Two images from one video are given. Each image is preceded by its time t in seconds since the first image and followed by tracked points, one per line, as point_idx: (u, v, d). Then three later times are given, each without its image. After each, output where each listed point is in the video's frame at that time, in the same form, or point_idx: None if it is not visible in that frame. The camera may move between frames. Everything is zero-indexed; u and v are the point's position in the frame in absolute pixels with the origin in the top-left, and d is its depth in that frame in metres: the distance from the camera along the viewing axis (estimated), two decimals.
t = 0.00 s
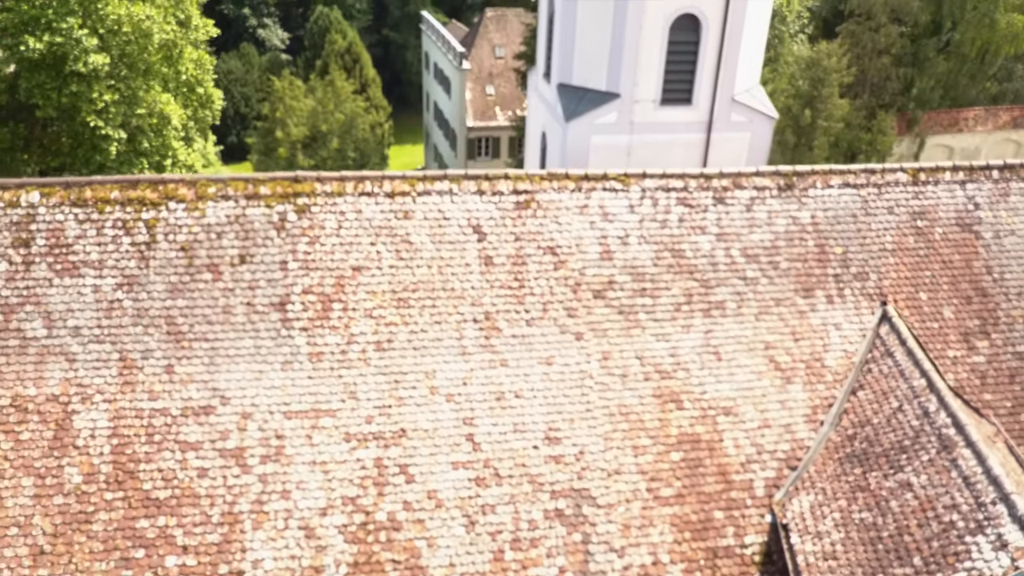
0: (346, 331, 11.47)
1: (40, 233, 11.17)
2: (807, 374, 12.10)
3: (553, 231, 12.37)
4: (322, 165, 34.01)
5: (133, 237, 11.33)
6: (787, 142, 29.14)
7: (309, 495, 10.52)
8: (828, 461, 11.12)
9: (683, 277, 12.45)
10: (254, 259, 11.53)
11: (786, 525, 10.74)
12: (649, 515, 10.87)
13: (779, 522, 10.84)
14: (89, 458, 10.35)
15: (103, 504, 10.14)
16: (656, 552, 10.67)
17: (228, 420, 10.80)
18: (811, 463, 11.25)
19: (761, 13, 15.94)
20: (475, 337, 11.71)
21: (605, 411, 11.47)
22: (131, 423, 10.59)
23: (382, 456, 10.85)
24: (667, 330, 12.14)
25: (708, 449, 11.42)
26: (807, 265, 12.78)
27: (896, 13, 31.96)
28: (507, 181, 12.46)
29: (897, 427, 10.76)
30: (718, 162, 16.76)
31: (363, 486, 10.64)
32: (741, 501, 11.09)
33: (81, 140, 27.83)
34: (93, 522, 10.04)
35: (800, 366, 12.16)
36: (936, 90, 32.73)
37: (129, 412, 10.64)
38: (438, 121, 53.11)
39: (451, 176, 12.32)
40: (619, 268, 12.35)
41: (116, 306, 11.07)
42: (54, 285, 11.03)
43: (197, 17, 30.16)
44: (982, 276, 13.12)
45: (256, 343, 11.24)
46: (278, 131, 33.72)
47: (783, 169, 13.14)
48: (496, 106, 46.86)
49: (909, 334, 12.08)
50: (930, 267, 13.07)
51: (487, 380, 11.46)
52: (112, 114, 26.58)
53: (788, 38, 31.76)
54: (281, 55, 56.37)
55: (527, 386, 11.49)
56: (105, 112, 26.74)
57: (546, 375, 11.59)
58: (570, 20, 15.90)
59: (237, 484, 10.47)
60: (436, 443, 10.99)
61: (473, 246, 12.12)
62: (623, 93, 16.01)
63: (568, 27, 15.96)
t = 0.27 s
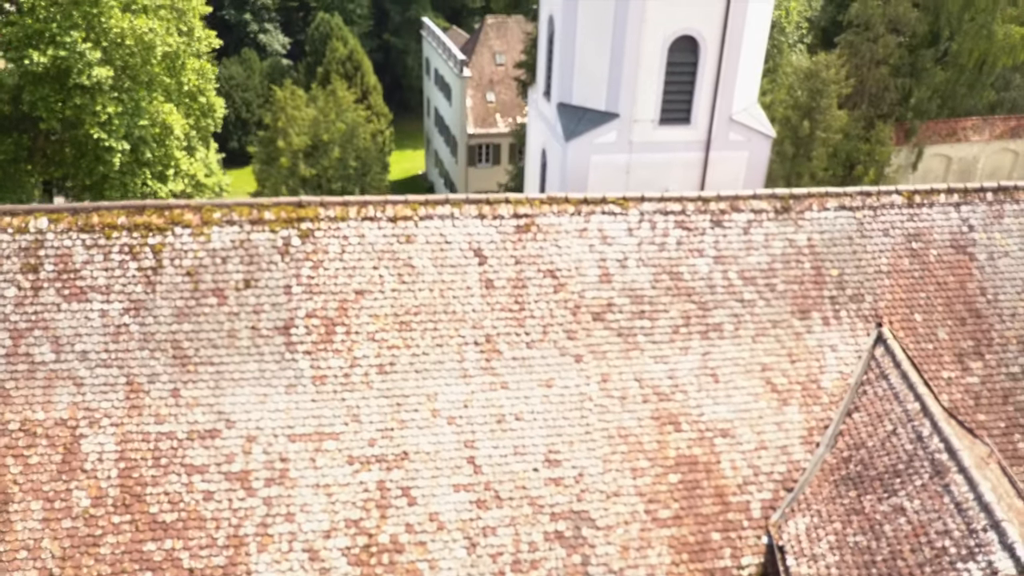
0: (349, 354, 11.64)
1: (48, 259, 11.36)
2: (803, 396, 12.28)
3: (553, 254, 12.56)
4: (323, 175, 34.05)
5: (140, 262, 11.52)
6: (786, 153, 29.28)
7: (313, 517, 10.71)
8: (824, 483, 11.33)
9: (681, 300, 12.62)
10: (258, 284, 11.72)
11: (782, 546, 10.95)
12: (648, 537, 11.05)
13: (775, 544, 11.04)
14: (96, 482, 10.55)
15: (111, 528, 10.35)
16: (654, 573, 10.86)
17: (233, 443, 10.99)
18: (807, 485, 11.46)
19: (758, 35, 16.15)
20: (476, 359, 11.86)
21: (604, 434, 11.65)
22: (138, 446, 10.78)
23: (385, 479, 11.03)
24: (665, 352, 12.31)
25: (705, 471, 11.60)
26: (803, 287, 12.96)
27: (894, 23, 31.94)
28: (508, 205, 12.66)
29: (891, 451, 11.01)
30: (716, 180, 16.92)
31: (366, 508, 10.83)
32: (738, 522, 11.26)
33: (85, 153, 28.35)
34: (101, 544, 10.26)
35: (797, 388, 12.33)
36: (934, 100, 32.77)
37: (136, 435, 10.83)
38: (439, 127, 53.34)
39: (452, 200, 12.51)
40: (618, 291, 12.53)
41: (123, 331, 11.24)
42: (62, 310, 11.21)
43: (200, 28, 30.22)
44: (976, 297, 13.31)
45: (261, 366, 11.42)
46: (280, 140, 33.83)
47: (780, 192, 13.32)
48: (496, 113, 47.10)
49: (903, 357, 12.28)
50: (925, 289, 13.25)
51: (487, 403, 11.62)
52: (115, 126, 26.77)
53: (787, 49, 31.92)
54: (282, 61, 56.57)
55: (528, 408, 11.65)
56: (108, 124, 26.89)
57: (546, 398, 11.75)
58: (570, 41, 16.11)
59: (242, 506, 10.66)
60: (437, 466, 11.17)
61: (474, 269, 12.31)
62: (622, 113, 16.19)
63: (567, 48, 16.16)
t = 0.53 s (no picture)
0: (352, 373, 11.79)
1: (56, 279, 11.51)
2: (800, 414, 12.43)
3: (553, 273, 12.71)
4: (325, 182, 34.24)
5: (146, 282, 11.68)
6: (785, 162, 29.41)
7: (317, 535, 10.88)
8: (821, 501, 11.51)
9: (680, 318, 12.78)
10: (263, 303, 11.88)
11: (779, 564, 11.13)
12: (647, 554, 11.21)
13: (773, 561, 11.22)
14: (104, 501, 10.74)
15: (118, 546, 10.54)
16: None
17: (238, 461, 11.15)
18: (804, 502, 11.63)
19: (756, 52, 16.33)
20: (478, 378, 12.01)
21: (604, 452, 11.81)
22: (144, 465, 10.95)
23: (388, 497, 11.20)
24: (664, 371, 12.46)
25: (704, 488, 11.76)
26: (801, 305, 13.12)
27: (893, 32, 32.02)
28: (509, 225, 12.82)
29: (888, 470, 11.23)
30: (715, 195, 17.10)
31: (369, 526, 11.00)
32: (736, 540, 11.42)
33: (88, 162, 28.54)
34: (109, 563, 10.46)
35: (794, 406, 12.48)
36: (931, 109, 32.87)
37: (142, 454, 11.00)
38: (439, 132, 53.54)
39: (454, 220, 12.68)
40: (618, 309, 12.68)
41: (130, 350, 11.41)
42: (69, 330, 11.37)
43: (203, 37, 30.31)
44: (972, 315, 13.47)
45: (265, 385, 11.57)
46: (281, 148, 33.92)
47: (778, 211, 13.49)
48: (497, 118, 47.23)
49: (899, 376, 12.47)
50: (921, 306, 13.41)
51: (489, 421, 11.78)
52: (118, 136, 26.97)
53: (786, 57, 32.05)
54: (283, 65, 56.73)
55: (529, 427, 11.81)
56: (111, 134, 27.12)
57: (547, 416, 11.90)
58: (570, 58, 16.26)
59: (247, 525, 10.84)
60: (439, 485, 11.34)
61: (475, 288, 12.46)
62: (622, 130, 16.36)
63: (568, 64, 16.30)
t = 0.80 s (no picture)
0: (356, 394, 11.96)
1: (65, 302, 11.71)
2: (798, 433, 12.60)
3: (554, 293, 12.89)
4: (326, 191, 34.18)
5: (153, 304, 11.87)
6: (784, 172, 29.56)
7: (322, 555, 11.07)
8: (817, 520, 11.71)
9: (679, 338, 12.95)
10: (268, 325, 12.06)
11: None
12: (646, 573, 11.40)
13: None
14: (112, 521, 10.94)
15: (126, 566, 10.76)
16: None
17: (244, 481, 11.33)
18: (801, 521, 11.83)
19: (755, 71, 16.53)
20: (479, 398, 12.17)
21: (604, 471, 11.99)
22: (152, 486, 11.14)
23: (391, 516, 11.38)
24: (664, 390, 12.64)
25: (703, 507, 11.94)
26: (798, 324, 13.29)
27: (891, 42, 32.20)
28: (510, 246, 13.00)
29: (884, 490, 11.46)
30: (714, 211, 17.31)
31: (373, 546, 11.19)
32: (734, 558, 11.61)
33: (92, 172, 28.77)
34: None
35: (792, 425, 12.65)
36: (930, 118, 32.91)
37: (150, 475, 11.19)
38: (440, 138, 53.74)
39: (456, 241, 12.86)
40: (618, 329, 12.85)
41: (137, 372, 11.59)
42: (78, 352, 11.56)
43: (206, 49, 30.53)
44: (967, 334, 13.64)
45: (270, 406, 11.75)
46: (283, 157, 33.72)
47: (776, 232, 13.68)
48: (497, 125, 47.42)
49: (895, 396, 12.67)
50: (917, 325, 13.59)
51: (490, 441, 11.95)
52: (122, 147, 27.15)
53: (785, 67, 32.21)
54: (284, 70, 56.92)
55: (530, 447, 11.98)
56: (115, 145, 27.29)
57: (548, 436, 12.07)
58: (570, 77, 16.44)
59: (253, 545, 11.02)
60: (441, 504, 11.52)
61: (477, 308, 12.64)
62: (622, 148, 16.55)
63: (568, 83, 16.48)
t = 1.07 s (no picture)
0: (359, 409, 12.11)
1: (71, 319, 11.86)
2: (796, 447, 12.74)
3: (555, 309, 13.02)
4: (327, 198, 34.26)
5: (159, 321, 12.02)
6: (783, 180, 29.69)
7: (325, 570, 11.23)
8: (816, 534, 11.87)
9: (678, 353, 13.08)
10: (272, 341, 12.20)
11: None
12: None
13: None
14: (118, 537, 11.10)
15: None
16: None
17: (249, 497, 11.48)
18: (799, 535, 12.00)
19: (754, 85, 16.68)
20: (481, 413, 12.31)
21: (604, 486, 12.14)
22: (158, 501, 11.29)
23: (394, 531, 11.53)
24: (663, 405, 12.78)
25: (702, 521, 12.09)
26: (796, 339, 13.43)
27: (890, 49, 32.31)
28: (511, 262, 13.13)
29: (881, 506, 11.61)
30: (713, 224, 17.47)
31: (376, 561, 11.35)
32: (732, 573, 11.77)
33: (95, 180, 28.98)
34: None
35: (790, 439, 12.79)
36: (929, 126, 32.90)
37: (155, 491, 11.34)
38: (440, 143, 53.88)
39: (458, 257, 13.00)
40: (618, 344, 12.98)
41: (143, 389, 11.73)
42: (85, 369, 11.70)
43: (208, 57, 30.67)
44: (963, 348, 13.78)
45: (275, 422, 11.90)
46: (284, 164, 33.68)
47: (774, 247, 13.82)
48: (498, 130, 47.66)
49: (892, 411, 12.84)
50: (914, 339, 13.73)
51: (492, 456, 12.09)
52: (125, 156, 27.31)
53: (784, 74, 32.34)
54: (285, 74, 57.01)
55: (531, 462, 12.13)
56: (118, 154, 27.45)
57: (549, 451, 12.22)
58: (570, 91, 16.59)
59: (258, 560, 11.18)
60: (443, 519, 11.67)
61: (479, 324, 12.77)
62: (622, 161, 16.71)
63: (568, 97, 16.62)
